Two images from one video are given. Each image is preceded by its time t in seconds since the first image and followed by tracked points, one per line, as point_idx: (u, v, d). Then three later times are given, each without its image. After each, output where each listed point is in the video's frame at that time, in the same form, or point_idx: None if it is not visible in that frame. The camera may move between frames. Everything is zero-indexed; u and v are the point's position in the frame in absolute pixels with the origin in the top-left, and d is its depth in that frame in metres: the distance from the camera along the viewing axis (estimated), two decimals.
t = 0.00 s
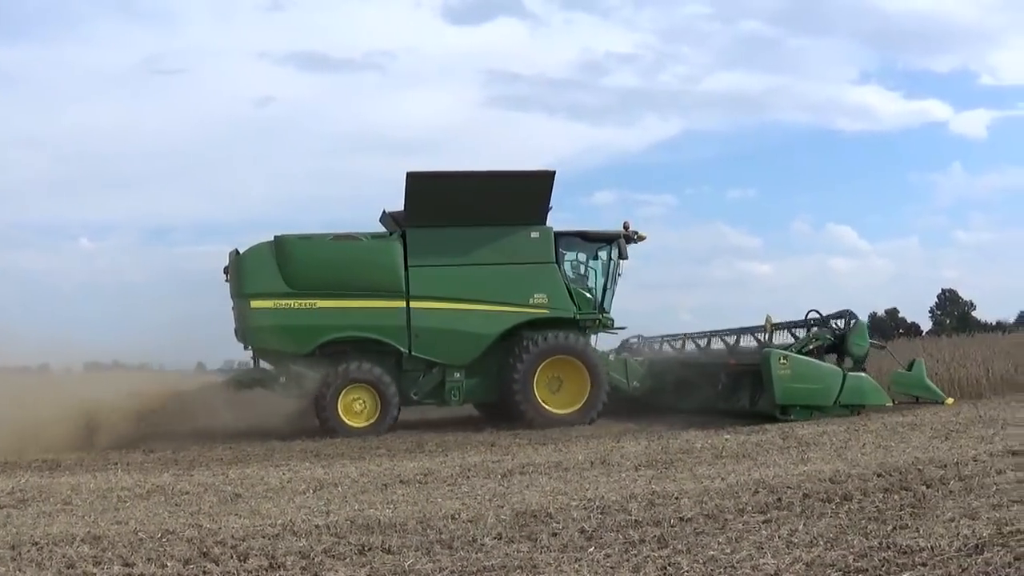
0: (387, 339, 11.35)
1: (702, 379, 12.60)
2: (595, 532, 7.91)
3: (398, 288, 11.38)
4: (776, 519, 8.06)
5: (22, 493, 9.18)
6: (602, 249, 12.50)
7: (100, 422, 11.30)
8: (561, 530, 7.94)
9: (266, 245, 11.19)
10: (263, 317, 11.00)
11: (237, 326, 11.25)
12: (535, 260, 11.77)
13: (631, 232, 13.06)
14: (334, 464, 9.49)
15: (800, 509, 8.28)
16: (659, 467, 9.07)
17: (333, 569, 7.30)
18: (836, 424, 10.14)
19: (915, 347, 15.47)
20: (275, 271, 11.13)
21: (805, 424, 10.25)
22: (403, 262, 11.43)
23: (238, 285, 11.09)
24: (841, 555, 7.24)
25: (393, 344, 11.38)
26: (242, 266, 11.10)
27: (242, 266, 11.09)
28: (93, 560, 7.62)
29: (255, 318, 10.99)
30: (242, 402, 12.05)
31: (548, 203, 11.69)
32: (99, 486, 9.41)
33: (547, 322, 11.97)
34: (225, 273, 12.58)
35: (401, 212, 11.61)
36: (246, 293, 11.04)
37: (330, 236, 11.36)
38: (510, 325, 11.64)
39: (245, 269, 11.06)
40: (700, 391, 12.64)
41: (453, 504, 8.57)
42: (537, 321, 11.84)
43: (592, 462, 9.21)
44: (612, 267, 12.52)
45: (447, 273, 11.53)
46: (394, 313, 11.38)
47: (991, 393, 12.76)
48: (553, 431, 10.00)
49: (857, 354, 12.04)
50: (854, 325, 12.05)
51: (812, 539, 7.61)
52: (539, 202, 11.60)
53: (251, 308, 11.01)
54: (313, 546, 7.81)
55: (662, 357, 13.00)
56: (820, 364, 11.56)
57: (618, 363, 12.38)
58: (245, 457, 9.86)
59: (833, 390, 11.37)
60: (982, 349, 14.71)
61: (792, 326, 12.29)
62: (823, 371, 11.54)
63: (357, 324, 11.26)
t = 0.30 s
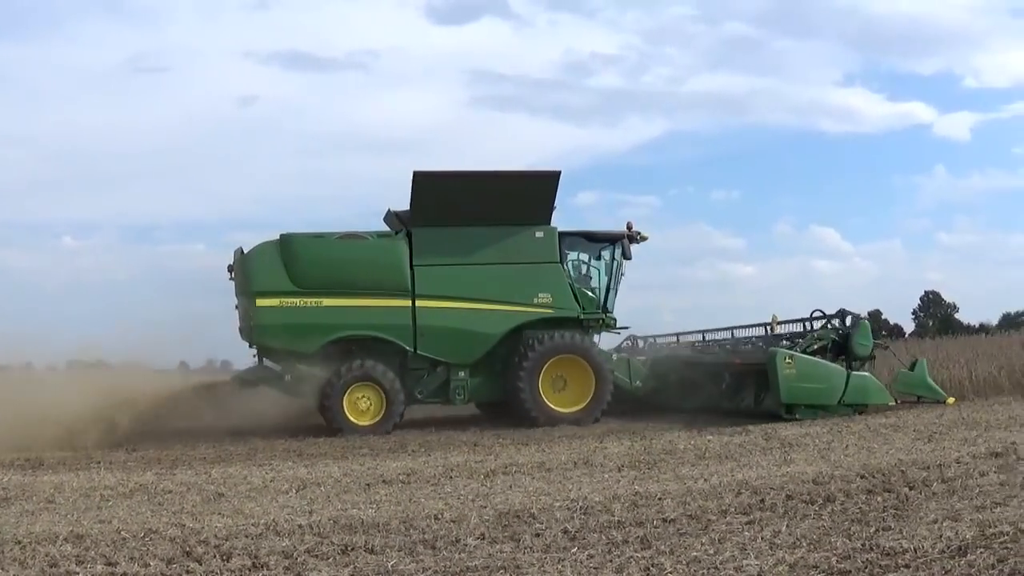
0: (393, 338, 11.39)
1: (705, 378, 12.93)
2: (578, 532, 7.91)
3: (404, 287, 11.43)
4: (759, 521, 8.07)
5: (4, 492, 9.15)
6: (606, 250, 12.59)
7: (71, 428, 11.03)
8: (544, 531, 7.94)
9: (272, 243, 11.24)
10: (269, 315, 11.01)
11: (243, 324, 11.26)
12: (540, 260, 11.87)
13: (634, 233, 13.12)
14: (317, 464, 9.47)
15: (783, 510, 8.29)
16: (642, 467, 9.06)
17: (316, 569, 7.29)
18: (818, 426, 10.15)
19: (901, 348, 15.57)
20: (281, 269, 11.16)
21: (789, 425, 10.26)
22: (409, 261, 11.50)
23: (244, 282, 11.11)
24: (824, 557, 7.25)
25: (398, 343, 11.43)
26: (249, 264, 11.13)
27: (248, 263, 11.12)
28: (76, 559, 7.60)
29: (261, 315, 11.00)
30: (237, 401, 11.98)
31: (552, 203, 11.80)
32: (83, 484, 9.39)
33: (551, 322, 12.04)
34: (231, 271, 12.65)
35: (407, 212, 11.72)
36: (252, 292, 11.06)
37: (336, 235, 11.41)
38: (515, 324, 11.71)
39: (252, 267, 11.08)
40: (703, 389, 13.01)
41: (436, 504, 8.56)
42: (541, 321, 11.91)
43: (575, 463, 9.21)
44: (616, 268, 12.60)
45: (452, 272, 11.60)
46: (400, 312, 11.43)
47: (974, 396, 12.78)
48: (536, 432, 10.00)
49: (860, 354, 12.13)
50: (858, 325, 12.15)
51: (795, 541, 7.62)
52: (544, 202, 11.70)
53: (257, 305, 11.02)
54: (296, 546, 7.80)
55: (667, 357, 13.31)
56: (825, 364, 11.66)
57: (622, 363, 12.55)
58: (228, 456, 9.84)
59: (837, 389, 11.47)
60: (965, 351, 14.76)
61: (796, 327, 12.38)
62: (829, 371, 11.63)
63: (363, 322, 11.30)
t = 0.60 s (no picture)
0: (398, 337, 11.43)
1: (706, 376, 12.99)
2: (561, 532, 7.91)
3: (409, 286, 11.49)
4: (742, 521, 8.08)
5: None
6: (607, 249, 12.68)
7: (58, 430, 10.90)
8: (527, 530, 7.94)
9: (277, 242, 11.27)
10: (274, 314, 11.03)
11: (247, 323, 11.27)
12: (544, 259, 11.95)
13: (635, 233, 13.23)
14: (299, 464, 9.46)
15: (766, 510, 8.31)
16: (624, 468, 9.07)
17: (299, 568, 7.28)
18: (801, 426, 10.17)
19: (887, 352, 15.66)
20: (286, 268, 11.19)
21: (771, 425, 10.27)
22: (413, 261, 11.56)
23: (249, 282, 11.13)
24: (807, 557, 7.27)
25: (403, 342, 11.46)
26: (254, 264, 11.15)
27: (254, 264, 11.13)
28: (58, 558, 7.59)
29: (267, 315, 11.01)
30: (228, 401, 11.91)
31: (555, 202, 11.88)
32: (65, 484, 9.36)
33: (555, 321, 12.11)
34: (234, 270, 12.68)
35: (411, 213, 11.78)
36: (257, 291, 11.07)
37: (341, 235, 11.45)
38: (519, 323, 11.77)
39: (257, 267, 11.10)
40: (704, 387, 13.07)
41: (419, 504, 8.55)
42: (545, 321, 11.97)
43: (558, 463, 9.21)
44: (617, 267, 12.69)
45: (456, 272, 11.67)
46: (405, 311, 11.47)
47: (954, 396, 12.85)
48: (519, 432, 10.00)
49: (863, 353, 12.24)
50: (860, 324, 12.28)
51: (778, 541, 7.63)
52: (547, 201, 11.79)
53: (262, 305, 11.04)
54: (279, 546, 7.79)
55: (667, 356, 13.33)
56: (829, 363, 11.78)
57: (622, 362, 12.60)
58: (211, 455, 9.82)
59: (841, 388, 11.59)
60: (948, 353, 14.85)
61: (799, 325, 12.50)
62: (832, 370, 11.82)
63: (368, 321, 11.33)
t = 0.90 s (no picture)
0: (405, 335, 11.49)
1: (711, 375, 13.07)
2: (546, 531, 7.91)
3: (416, 284, 11.53)
4: (727, 521, 8.09)
5: None
6: (611, 249, 12.77)
7: (58, 423, 10.73)
8: (511, 530, 7.94)
9: (285, 239, 11.31)
10: (282, 312, 11.08)
11: (255, 320, 11.30)
12: (550, 258, 11.99)
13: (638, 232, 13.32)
14: (283, 462, 9.45)
15: (751, 510, 8.32)
16: (609, 467, 9.07)
17: (283, 566, 7.28)
18: (786, 427, 10.18)
19: (880, 357, 15.73)
20: (294, 266, 11.24)
21: (755, 425, 10.27)
22: (421, 259, 11.60)
23: (257, 279, 11.18)
24: (792, 557, 7.28)
25: (410, 339, 11.53)
26: (263, 261, 11.20)
27: (262, 261, 11.18)
28: (43, 555, 7.57)
29: (274, 312, 11.06)
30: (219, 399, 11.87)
31: (562, 202, 11.90)
32: (49, 481, 9.34)
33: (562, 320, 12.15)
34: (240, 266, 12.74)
35: (418, 210, 11.82)
36: (265, 288, 11.12)
37: (349, 233, 11.49)
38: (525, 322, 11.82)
39: (265, 264, 11.15)
40: (709, 385, 13.17)
41: (403, 502, 8.55)
42: (551, 319, 12.02)
43: (542, 462, 9.21)
44: (621, 267, 12.79)
45: (463, 270, 11.71)
46: (412, 309, 11.52)
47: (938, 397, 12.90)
48: (504, 431, 10.00)
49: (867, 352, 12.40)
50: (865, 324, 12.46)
51: (763, 541, 7.64)
52: (554, 201, 11.80)
53: (270, 302, 11.09)
54: (263, 544, 7.78)
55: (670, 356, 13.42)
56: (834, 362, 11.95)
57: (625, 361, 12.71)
58: (196, 453, 9.81)
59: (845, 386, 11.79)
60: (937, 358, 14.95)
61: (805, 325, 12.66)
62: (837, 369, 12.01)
63: (375, 319, 11.38)
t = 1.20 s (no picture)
0: (414, 334, 11.51)
1: (717, 376, 13.17)
2: (533, 531, 7.92)
3: (424, 284, 11.57)
4: (714, 521, 8.10)
5: None
6: (616, 249, 12.94)
7: (72, 430, 10.66)
8: (498, 530, 7.95)
9: (294, 239, 11.30)
10: (292, 311, 11.06)
11: (263, 319, 11.26)
12: (557, 258, 12.08)
13: (642, 233, 13.48)
14: (270, 463, 9.44)
15: (739, 510, 8.33)
16: (596, 467, 9.08)
17: (270, 567, 7.27)
18: (772, 427, 10.19)
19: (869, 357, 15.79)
20: (303, 265, 11.23)
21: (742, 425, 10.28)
22: (429, 259, 11.63)
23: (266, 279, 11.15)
24: (778, 557, 7.29)
25: (418, 339, 11.56)
26: (272, 260, 11.18)
27: (271, 260, 11.16)
28: (30, 556, 7.56)
29: (284, 312, 11.03)
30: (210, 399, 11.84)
31: (569, 202, 12.02)
32: (36, 482, 9.31)
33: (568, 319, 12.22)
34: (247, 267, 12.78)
35: (425, 210, 11.87)
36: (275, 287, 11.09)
37: (356, 233, 11.50)
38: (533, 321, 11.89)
39: (274, 263, 11.12)
40: (715, 386, 13.24)
41: (390, 503, 8.55)
42: (558, 319, 12.09)
43: (529, 463, 9.21)
44: (626, 267, 12.94)
45: (471, 270, 11.77)
46: (421, 309, 11.55)
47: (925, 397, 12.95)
48: (491, 431, 10.01)
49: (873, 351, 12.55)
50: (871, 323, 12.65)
51: (750, 541, 7.65)
52: (561, 200, 11.91)
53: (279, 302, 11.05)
54: (250, 545, 7.77)
55: (674, 357, 13.46)
56: (841, 361, 12.07)
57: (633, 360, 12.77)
58: (183, 453, 9.80)
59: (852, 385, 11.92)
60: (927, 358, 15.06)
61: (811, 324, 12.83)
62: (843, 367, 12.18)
63: (384, 319, 11.40)
